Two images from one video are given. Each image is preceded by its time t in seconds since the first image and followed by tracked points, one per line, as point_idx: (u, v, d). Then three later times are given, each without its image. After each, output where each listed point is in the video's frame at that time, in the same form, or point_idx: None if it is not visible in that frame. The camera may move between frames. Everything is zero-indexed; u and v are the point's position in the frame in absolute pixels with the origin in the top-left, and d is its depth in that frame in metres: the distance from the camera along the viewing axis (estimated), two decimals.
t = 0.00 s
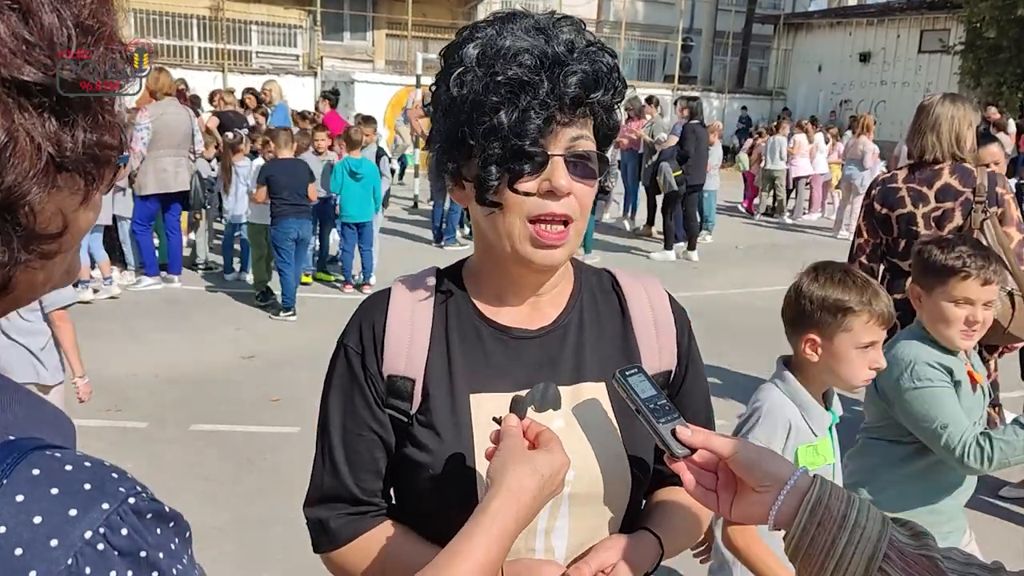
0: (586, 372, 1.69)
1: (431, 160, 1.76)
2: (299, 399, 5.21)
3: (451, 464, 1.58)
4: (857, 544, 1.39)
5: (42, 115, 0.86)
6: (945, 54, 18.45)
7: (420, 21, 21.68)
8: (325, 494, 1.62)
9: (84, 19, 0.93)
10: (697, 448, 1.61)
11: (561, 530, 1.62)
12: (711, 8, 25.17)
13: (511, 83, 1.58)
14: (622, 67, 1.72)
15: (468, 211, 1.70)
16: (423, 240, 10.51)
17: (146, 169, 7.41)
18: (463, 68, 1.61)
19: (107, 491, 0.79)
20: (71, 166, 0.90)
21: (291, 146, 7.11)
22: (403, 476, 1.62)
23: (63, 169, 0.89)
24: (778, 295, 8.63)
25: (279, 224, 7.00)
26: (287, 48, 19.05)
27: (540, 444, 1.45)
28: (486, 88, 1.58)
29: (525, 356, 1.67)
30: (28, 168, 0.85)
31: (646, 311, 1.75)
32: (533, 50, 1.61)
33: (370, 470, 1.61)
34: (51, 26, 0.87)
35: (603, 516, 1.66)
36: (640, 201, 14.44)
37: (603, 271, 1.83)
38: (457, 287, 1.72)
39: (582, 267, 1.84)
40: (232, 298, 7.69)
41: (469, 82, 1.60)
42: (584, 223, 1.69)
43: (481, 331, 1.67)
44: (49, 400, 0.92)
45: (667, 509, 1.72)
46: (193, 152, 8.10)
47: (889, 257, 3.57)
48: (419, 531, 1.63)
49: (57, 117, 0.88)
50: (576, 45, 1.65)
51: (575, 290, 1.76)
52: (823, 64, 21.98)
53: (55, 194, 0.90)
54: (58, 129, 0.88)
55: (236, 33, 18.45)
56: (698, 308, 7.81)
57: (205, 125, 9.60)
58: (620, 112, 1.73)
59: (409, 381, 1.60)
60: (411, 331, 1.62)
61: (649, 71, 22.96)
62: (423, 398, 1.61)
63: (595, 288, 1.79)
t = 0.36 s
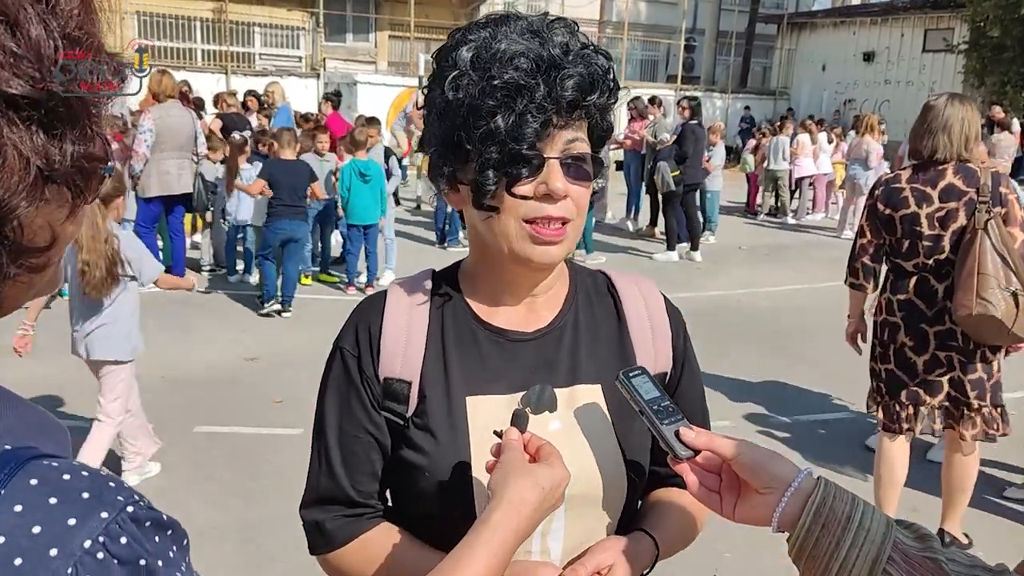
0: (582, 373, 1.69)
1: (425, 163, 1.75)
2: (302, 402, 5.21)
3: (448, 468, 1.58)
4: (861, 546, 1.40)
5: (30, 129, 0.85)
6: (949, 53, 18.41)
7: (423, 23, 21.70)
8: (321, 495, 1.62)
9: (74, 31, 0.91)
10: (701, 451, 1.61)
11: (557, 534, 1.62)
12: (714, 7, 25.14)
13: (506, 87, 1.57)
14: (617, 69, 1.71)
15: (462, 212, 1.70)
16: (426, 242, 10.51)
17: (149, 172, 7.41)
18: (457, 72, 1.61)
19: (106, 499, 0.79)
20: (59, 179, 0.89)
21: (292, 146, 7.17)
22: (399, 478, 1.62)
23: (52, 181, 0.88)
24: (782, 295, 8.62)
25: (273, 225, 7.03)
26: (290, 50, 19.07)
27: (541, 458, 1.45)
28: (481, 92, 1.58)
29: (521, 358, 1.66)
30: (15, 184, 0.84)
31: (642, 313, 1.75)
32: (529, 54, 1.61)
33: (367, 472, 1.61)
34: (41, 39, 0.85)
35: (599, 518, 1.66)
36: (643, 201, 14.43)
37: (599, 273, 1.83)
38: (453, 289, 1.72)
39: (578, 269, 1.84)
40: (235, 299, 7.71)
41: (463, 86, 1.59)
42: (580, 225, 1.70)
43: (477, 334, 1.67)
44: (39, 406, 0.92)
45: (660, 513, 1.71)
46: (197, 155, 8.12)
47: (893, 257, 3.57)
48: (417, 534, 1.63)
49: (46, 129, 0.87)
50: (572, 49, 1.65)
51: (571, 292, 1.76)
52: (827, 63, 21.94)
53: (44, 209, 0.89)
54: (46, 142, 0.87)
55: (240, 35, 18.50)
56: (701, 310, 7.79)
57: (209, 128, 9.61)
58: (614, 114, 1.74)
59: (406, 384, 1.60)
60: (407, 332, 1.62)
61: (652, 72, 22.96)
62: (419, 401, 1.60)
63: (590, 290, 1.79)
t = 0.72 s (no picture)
0: (581, 370, 1.71)
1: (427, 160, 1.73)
2: (306, 403, 5.23)
3: (450, 468, 1.59)
4: (866, 542, 1.41)
5: (67, 136, 0.87)
6: (953, 55, 18.40)
7: (426, 25, 21.74)
8: (324, 494, 1.63)
9: (112, 46, 0.94)
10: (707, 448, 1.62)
11: (558, 530, 1.64)
12: (718, 9, 25.14)
13: (526, 83, 1.59)
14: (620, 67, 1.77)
15: (471, 208, 1.69)
16: (429, 243, 10.53)
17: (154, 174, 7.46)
18: (473, 65, 1.61)
19: (126, 495, 0.81)
20: (91, 186, 0.91)
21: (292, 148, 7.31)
22: (400, 477, 1.64)
23: (84, 188, 0.90)
24: (786, 297, 8.62)
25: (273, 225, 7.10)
26: (295, 53, 19.12)
27: (542, 460, 1.47)
28: (502, 86, 1.59)
29: (520, 356, 1.68)
30: (53, 190, 0.86)
31: (639, 312, 1.77)
32: (546, 51, 1.64)
33: (369, 471, 1.62)
34: (80, 48, 0.88)
35: (599, 513, 1.68)
36: (647, 203, 14.44)
37: (595, 269, 1.86)
38: (451, 287, 1.73)
39: (574, 266, 1.87)
40: (239, 300, 7.74)
41: (481, 81, 1.60)
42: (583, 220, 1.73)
43: (477, 333, 1.68)
44: (59, 403, 0.94)
45: (658, 505, 1.72)
46: (203, 157, 8.16)
47: (896, 258, 3.57)
48: (420, 531, 1.64)
49: (82, 138, 0.89)
50: (583, 46, 1.69)
51: (568, 291, 1.78)
52: (830, 65, 21.93)
53: (77, 216, 0.91)
54: (82, 151, 0.89)
55: (244, 37, 18.56)
56: (705, 311, 7.80)
57: (213, 130, 9.65)
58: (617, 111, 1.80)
59: (407, 383, 1.61)
60: (407, 332, 1.64)
61: (655, 74, 22.98)
62: (421, 401, 1.62)
63: (587, 287, 1.81)
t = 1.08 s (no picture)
0: (575, 376, 1.72)
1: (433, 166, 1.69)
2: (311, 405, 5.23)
3: (451, 480, 1.59)
4: (874, 544, 1.40)
5: (54, 143, 0.87)
6: (959, 55, 18.37)
7: (431, 27, 21.78)
8: (321, 513, 1.61)
9: (98, 49, 0.94)
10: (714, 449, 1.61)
11: (561, 536, 1.64)
12: (723, 11, 25.11)
13: (565, 99, 1.61)
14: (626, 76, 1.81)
15: (486, 218, 1.67)
16: (434, 245, 10.54)
17: (159, 177, 7.48)
18: (507, 78, 1.60)
19: (127, 497, 0.81)
20: (79, 193, 0.91)
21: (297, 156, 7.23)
22: (400, 491, 1.62)
23: (72, 196, 0.90)
24: (791, 298, 8.60)
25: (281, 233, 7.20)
26: (300, 55, 19.18)
27: (554, 462, 1.46)
28: (543, 101, 1.59)
29: (516, 364, 1.69)
30: (41, 198, 0.86)
31: (629, 317, 1.80)
32: (574, 63, 1.65)
33: (367, 487, 1.61)
34: (63, 51, 0.88)
35: (599, 520, 1.68)
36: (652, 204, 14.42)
37: (579, 271, 1.89)
38: (441, 296, 1.73)
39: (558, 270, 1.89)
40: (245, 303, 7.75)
41: (519, 95, 1.59)
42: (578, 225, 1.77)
43: (471, 342, 1.68)
44: (61, 405, 0.95)
45: (660, 509, 1.74)
46: (208, 160, 8.18)
47: (902, 259, 3.56)
48: (419, 542, 1.63)
49: (69, 145, 0.88)
50: (604, 58, 1.71)
51: (556, 294, 1.80)
52: (836, 65, 21.90)
53: (66, 222, 0.91)
54: (70, 158, 0.88)
55: (249, 40, 18.60)
56: (710, 312, 7.79)
57: (218, 133, 9.67)
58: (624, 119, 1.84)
59: (403, 398, 1.61)
60: (401, 344, 1.62)
61: (660, 75, 22.97)
62: (418, 413, 1.61)
63: (574, 290, 1.84)
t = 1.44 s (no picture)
0: (580, 380, 1.73)
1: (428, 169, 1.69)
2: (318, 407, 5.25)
3: (456, 486, 1.59)
4: (882, 551, 1.40)
5: (75, 150, 0.87)
6: (965, 55, 18.32)
7: (436, 28, 21.81)
8: (326, 523, 1.60)
9: (119, 54, 0.94)
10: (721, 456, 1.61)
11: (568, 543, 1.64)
12: (728, 10, 25.06)
13: (561, 103, 1.61)
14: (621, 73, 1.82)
15: (483, 223, 1.67)
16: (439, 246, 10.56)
17: (165, 179, 7.50)
18: (503, 83, 1.59)
19: (135, 504, 0.81)
20: (99, 200, 0.91)
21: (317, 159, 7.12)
22: (405, 498, 1.62)
23: (91, 202, 0.90)
24: (798, 299, 8.59)
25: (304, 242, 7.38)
26: (305, 56, 19.23)
27: (559, 474, 1.47)
28: (538, 105, 1.60)
29: (520, 368, 1.69)
30: (60, 204, 0.85)
31: (629, 317, 1.81)
32: (570, 66, 1.65)
33: (371, 495, 1.60)
34: (85, 54, 0.87)
35: (604, 524, 1.69)
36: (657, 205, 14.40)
37: (578, 272, 1.89)
38: (442, 299, 1.72)
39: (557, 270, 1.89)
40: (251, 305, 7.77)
41: (515, 99, 1.59)
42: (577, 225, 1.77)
43: (473, 347, 1.68)
44: (70, 409, 0.95)
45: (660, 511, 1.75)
46: (213, 162, 8.20)
47: (909, 260, 3.55)
48: (424, 550, 1.64)
49: (90, 152, 0.88)
50: (600, 59, 1.71)
51: (557, 296, 1.80)
52: (842, 65, 21.85)
53: (85, 229, 0.91)
54: (90, 165, 0.88)
55: (255, 42, 18.64)
56: (716, 313, 7.78)
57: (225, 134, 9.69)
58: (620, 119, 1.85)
59: (407, 404, 1.60)
60: (404, 351, 1.62)
61: (665, 75, 22.95)
62: (423, 419, 1.61)
63: (574, 291, 1.84)
